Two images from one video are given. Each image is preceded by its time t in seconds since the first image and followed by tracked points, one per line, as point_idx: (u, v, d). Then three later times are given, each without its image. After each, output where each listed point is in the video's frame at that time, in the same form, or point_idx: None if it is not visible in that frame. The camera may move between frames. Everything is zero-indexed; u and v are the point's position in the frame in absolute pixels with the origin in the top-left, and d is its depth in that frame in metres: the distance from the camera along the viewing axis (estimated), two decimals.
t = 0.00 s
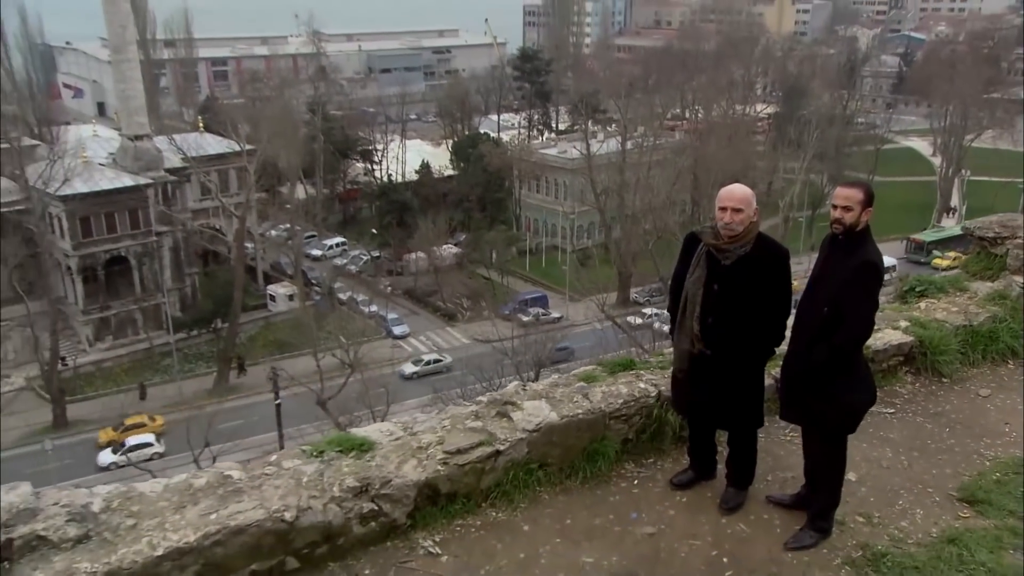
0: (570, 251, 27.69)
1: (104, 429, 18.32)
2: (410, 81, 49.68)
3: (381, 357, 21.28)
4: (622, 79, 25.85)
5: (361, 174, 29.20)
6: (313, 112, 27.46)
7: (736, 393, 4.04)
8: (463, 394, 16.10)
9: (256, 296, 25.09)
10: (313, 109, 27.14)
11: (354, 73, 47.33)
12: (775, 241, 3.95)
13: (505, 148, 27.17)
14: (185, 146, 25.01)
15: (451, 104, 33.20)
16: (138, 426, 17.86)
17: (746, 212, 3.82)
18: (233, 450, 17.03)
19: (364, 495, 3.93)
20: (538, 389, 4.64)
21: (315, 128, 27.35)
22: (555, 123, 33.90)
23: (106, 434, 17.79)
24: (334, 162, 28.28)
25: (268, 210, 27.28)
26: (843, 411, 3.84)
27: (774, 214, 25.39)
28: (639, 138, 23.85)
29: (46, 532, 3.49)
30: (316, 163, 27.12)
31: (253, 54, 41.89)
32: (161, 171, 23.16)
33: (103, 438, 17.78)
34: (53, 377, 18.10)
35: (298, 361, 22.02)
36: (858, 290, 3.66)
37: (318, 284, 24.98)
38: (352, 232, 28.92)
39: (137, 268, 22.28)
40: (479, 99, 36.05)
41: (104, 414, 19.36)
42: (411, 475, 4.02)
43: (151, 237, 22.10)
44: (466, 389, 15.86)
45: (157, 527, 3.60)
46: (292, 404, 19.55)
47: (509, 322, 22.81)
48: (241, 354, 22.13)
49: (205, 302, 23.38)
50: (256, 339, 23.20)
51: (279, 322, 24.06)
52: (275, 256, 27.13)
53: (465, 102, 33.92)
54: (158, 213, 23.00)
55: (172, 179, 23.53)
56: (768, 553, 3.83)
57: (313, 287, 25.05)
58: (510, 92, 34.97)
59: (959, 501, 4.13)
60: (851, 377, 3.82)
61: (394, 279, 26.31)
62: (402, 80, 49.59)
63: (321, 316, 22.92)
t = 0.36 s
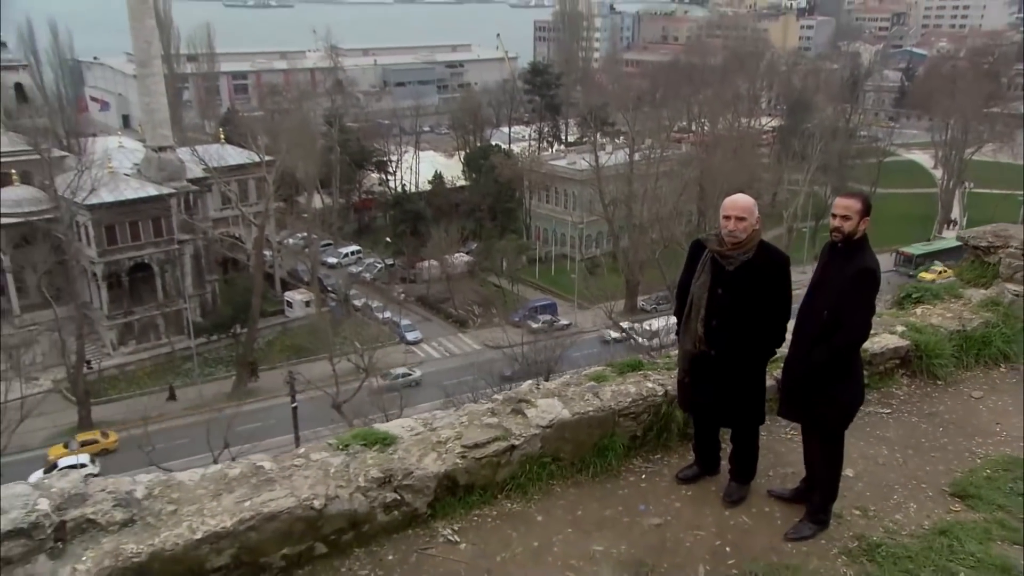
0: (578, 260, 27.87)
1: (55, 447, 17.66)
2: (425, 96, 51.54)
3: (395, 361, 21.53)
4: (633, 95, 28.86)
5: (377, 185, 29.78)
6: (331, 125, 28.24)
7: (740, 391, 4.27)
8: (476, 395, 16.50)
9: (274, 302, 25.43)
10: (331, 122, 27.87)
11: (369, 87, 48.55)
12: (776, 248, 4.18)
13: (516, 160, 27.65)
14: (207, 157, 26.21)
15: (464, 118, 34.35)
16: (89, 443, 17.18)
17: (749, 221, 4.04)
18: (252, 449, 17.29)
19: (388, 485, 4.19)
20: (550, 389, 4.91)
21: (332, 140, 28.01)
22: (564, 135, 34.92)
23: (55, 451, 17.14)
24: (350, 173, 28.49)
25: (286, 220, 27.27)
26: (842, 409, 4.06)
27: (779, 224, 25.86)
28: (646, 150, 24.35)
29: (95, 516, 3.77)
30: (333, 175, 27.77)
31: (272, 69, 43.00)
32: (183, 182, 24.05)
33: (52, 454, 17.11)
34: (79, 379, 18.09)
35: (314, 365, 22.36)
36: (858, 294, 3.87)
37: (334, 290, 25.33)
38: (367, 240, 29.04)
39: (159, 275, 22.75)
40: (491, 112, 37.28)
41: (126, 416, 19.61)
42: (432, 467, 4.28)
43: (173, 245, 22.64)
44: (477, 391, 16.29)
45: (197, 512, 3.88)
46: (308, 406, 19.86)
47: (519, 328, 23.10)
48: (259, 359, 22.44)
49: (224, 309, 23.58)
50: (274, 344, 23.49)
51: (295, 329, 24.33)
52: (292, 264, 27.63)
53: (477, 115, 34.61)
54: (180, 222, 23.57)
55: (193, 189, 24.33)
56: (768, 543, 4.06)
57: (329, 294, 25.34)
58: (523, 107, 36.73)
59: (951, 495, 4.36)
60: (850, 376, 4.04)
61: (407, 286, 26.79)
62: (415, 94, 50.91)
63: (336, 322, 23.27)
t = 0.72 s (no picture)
0: (586, 269, 28.13)
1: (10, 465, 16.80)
2: (437, 109, 52.96)
3: (407, 367, 21.83)
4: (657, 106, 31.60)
5: (390, 196, 29.79)
6: (346, 137, 28.80)
7: (741, 391, 4.51)
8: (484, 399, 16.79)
9: (290, 309, 25.80)
10: (346, 134, 28.41)
11: (383, 102, 49.53)
12: (775, 257, 4.41)
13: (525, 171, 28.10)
14: (227, 168, 26.65)
15: (475, 131, 34.91)
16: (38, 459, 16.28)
17: (749, 230, 4.27)
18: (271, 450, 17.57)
19: (407, 479, 4.45)
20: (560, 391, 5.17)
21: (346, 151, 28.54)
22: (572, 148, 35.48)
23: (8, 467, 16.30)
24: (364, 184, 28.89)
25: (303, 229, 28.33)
26: (838, 408, 4.27)
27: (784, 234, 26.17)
28: (653, 161, 24.76)
29: (137, 504, 4.06)
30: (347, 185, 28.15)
31: (288, 83, 44.43)
32: (203, 191, 24.37)
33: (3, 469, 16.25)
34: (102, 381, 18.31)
35: (332, 371, 22.63)
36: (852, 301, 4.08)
37: (348, 299, 25.64)
38: (380, 250, 29.46)
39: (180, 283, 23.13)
40: (501, 124, 37.93)
41: (146, 417, 19.84)
42: (449, 462, 4.54)
43: (193, 253, 23.01)
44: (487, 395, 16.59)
45: (230, 502, 4.15)
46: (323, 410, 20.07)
47: (529, 335, 23.38)
48: (275, 365, 22.75)
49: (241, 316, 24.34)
50: (290, 350, 23.82)
51: (311, 335, 24.61)
52: (306, 272, 28.04)
53: (487, 128, 34.73)
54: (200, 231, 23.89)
55: (213, 199, 24.55)
56: (768, 536, 4.29)
57: (343, 302, 25.67)
58: (532, 119, 37.38)
59: (942, 492, 4.58)
60: (846, 378, 4.25)
61: (419, 294, 27.14)
62: (428, 109, 51.91)
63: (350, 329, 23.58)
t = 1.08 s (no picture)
0: (591, 277, 28.47)
1: None
2: (447, 121, 53.42)
3: (416, 373, 22.10)
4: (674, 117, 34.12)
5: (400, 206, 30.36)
6: (358, 149, 29.34)
7: (741, 391, 4.75)
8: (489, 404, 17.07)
9: (302, 316, 26.12)
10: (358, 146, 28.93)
11: (394, 115, 50.30)
12: (772, 266, 4.61)
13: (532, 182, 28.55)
14: (242, 179, 27.01)
15: (483, 142, 35.47)
16: None
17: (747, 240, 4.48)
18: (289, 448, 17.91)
19: (422, 475, 4.70)
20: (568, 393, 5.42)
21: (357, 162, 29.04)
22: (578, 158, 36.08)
23: None
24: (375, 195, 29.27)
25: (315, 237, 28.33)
26: (832, 412, 4.45)
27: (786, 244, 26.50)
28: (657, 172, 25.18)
29: (169, 497, 4.32)
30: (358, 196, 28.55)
31: (303, 98, 46.79)
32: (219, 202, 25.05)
33: None
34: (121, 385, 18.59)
35: (344, 375, 22.91)
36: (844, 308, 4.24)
37: (359, 306, 25.93)
38: (390, 258, 29.88)
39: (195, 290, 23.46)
40: (508, 135, 38.61)
41: (162, 421, 20.10)
42: (462, 459, 4.79)
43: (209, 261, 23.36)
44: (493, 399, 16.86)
45: (256, 495, 4.40)
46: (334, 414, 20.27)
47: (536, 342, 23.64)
48: (287, 370, 23.03)
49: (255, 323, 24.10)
50: (304, 355, 24.13)
51: (323, 341, 24.85)
52: (319, 280, 28.45)
53: (495, 139, 35.25)
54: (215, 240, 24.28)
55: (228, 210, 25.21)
56: (764, 531, 4.52)
57: (354, 309, 25.95)
58: (538, 131, 38.08)
59: (930, 490, 4.82)
60: (840, 381, 4.42)
61: (427, 301, 27.49)
62: (438, 121, 52.60)
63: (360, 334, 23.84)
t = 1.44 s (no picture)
0: (596, 286, 28.84)
1: None
2: (455, 134, 53.93)
3: (426, 379, 22.36)
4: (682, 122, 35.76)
5: (410, 216, 30.60)
6: (369, 160, 29.79)
7: (738, 395, 4.98)
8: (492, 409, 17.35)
9: (313, 323, 26.41)
10: (369, 158, 29.34)
11: (403, 128, 50.88)
12: (768, 276, 4.82)
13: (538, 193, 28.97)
14: (258, 190, 27.45)
15: (491, 154, 36.05)
16: None
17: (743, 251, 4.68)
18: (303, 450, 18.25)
19: (434, 474, 4.95)
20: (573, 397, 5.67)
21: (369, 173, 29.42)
22: (584, 170, 36.65)
23: None
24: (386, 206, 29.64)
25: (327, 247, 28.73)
26: (824, 416, 4.66)
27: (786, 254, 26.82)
28: (659, 184, 25.58)
29: (196, 493, 4.57)
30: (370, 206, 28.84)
31: (316, 111, 47.73)
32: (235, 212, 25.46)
33: None
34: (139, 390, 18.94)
35: (355, 380, 23.21)
36: (834, 318, 4.43)
37: (369, 313, 26.20)
38: (400, 267, 30.28)
39: (211, 297, 23.83)
40: (516, 147, 39.22)
41: (178, 425, 20.43)
42: (471, 460, 5.04)
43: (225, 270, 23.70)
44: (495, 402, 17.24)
45: (278, 492, 4.64)
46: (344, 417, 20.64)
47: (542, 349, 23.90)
48: (300, 376, 23.34)
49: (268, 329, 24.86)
50: (315, 361, 24.44)
51: (334, 347, 25.14)
52: (331, 288, 28.79)
53: (503, 151, 35.89)
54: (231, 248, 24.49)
55: (244, 220, 25.74)
56: (759, 529, 4.75)
57: (364, 316, 26.20)
58: (544, 143, 38.70)
59: (918, 490, 5.05)
60: (830, 387, 4.62)
61: (436, 309, 27.83)
62: (446, 134, 53.14)
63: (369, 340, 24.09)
